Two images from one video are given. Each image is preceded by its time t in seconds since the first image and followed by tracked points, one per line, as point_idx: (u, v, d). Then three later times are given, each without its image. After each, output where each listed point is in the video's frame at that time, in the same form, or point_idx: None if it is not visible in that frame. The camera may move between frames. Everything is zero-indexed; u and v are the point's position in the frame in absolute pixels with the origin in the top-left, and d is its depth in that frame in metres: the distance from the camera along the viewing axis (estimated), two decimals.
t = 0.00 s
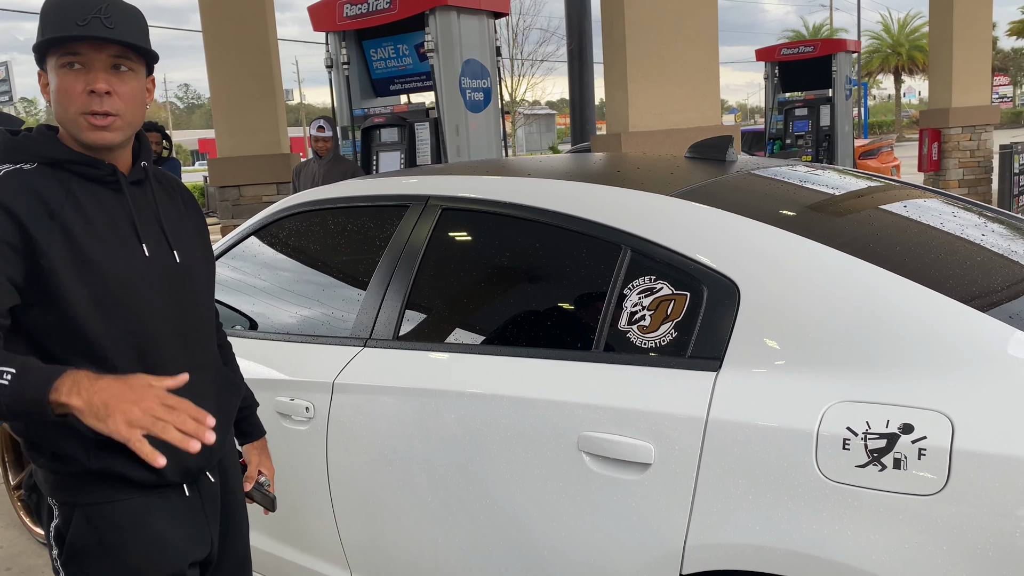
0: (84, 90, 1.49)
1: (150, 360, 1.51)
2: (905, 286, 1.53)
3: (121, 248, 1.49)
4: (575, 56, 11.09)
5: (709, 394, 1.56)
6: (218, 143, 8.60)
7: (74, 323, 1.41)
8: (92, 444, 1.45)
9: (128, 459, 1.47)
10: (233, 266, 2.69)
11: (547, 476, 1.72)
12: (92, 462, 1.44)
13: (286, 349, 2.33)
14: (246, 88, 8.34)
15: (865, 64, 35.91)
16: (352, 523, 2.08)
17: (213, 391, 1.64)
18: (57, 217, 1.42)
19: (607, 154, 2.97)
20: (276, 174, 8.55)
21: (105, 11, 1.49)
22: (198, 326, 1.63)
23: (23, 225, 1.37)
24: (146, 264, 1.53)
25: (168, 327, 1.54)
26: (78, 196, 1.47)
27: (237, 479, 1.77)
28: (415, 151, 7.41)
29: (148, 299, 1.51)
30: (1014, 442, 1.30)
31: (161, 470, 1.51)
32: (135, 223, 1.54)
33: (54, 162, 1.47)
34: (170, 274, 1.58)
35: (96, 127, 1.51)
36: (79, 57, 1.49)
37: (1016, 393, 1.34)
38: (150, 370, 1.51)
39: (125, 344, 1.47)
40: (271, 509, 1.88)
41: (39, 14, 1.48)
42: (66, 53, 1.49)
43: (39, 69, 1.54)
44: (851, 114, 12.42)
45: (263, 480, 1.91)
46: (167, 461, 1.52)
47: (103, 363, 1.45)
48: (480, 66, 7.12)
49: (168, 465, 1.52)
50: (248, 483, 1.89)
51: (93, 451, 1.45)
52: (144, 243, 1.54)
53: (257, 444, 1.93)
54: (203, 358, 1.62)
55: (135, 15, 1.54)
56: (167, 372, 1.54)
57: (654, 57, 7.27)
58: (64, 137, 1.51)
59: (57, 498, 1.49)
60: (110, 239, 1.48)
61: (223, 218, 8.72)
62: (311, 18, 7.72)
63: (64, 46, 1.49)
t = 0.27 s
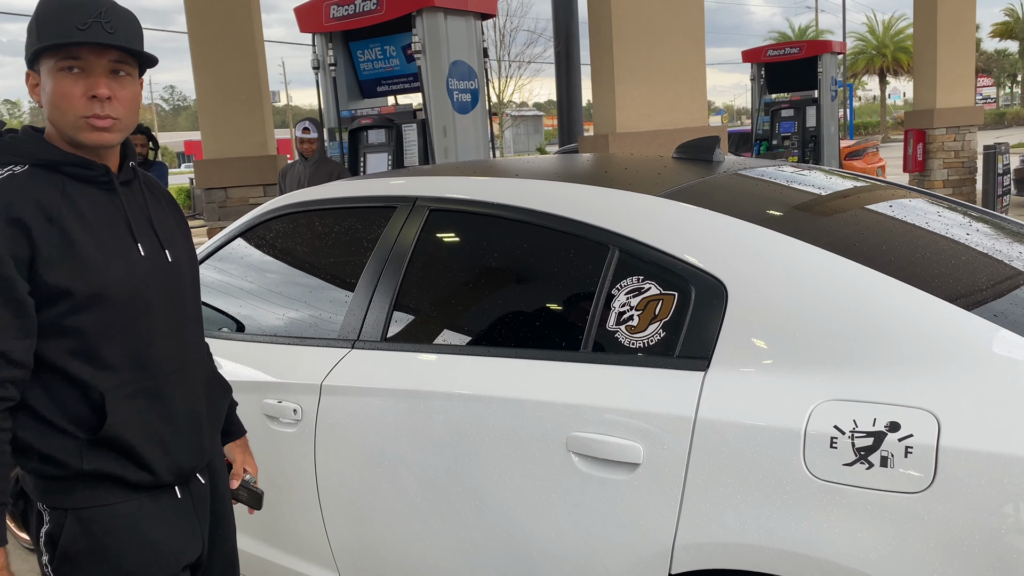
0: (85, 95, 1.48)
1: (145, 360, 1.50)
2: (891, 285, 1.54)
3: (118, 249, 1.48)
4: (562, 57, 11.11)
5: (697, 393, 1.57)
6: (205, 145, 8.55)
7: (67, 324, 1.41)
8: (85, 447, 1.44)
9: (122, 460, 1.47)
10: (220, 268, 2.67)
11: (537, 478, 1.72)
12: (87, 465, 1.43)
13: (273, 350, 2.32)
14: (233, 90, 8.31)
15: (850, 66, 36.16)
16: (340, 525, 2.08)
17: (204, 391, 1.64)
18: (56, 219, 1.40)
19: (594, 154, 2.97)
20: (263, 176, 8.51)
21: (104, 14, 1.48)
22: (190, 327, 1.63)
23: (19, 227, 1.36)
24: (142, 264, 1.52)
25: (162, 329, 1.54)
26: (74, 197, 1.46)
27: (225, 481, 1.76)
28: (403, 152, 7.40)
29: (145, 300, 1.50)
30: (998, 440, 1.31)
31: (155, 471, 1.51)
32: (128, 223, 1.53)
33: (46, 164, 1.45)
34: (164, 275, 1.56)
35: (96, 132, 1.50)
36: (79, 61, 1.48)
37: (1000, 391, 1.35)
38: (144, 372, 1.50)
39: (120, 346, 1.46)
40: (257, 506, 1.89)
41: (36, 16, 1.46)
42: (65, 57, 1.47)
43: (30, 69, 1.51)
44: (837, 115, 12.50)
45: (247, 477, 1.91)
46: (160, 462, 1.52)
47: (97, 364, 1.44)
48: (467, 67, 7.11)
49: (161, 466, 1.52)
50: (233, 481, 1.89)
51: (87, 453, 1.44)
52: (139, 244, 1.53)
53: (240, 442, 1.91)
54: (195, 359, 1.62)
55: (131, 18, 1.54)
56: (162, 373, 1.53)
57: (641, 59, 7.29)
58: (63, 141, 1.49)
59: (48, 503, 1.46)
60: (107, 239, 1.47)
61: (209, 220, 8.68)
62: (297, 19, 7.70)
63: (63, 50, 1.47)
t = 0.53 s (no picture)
0: (99, 109, 1.48)
1: (125, 363, 1.49)
2: (877, 283, 1.55)
3: (96, 250, 1.47)
4: (550, 58, 11.12)
5: (686, 392, 1.57)
6: (191, 146, 8.50)
7: (42, 327, 1.39)
8: (65, 449, 1.42)
9: (103, 463, 1.46)
10: (207, 269, 2.66)
11: (526, 478, 1.72)
12: (66, 467, 1.42)
13: (261, 351, 2.31)
14: (220, 90, 8.27)
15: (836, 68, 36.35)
16: (329, 527, 2.07)
17: (190, 394, 1.63)
18: (29, 223, 1.40)
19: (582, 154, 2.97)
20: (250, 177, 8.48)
21: (115, 28, 1.48)
22: (176, 329, 1.62)
23: None
24: (124, 266, 1.51)
25: (144, 331, 1.52)
26: (51, 199, 1.45)
27: (215, 485, 1.75)
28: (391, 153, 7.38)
29: (127, 302, 1.49)
30: (983, 437, 1.32)
31: (137, 473, 1.50)
32: (108, 225, 1.52)
33: (23, 167, 1.45)
34: (147, 277, 1.55)
35: (107, 146, 1.52)
36: (95, 77, 1.47)
37: (986, 389, 1.36)
38: (125, 374, 1.49)
39: (99, 348, 1.45)
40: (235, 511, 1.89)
41: (50, 28, 1.42)
42: (80, 72, 1.45)
43: (26, 74, 1.46)
44: (824, 116, 12.57)
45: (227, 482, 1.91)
46: (143, 465, 1.50)
47: (74, 367, 1.43)
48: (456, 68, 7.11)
49: (144, 468, 1.51)
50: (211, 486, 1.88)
51: (67, 456, 1.42)
52: (121, 246, 1.52)
53: (222, 447, 1.90)
54: (179, 361, 1.61)
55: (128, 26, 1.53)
56: (144, 375, 1.52)
57: (628, 60, 7.31)
58: (74, 154, 1.49)
59: (29, 507, 1.45)
60: (85, 241, 1.46)
61: (196, 221, 8.64)
62: (284, 20, 7.67)
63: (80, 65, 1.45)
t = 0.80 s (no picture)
0: (66, 110, 1.46)
1: (105, 363, 1.48)
2: (860, 281, 1.56)
3: (75, 249, 1.45)
4: (535, 58, 11.13)
5: (670, 389, 1.58)
6: (174, 144, 8.44)
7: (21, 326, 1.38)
8: (42, 450, 1.41)
9: (82, 463, 1.44)
10: (190, 268, 2.64)
11: (512, 475, 1.72)
12: (43, 468, 1.41)
13: (245, 350, 2.30)
14: (202, 88, 8.22)
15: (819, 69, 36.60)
16: (314, 526, 2.06)
17: (171, 392, 1.62)
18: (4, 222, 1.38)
19: (567, 153, 2.98)
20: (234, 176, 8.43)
21: (67, 21, 1.43)
22: (157, 327, 1.61)
23: None
24: (104, 264, 1.49)
25: (124, 330, 1.51)
26: (28, 197, 1.44)
27: (197, 484, 1.74)
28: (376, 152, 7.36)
29: (106, 300, 1.48)
30: (964, 432, 1.33)
31: (116, 474, 1.48)
32: (88, 223, 1.50)
33: None
34: (128, 275, 1.54)
35: (82, 144, 1.50)
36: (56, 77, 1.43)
37: (968, 385, 1.38)
38: (105, 373, 1.48)
39: (78, 348, 1.44)
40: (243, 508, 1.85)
41: None
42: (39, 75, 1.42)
43: None
44: (806, 116, 12.66)
45: (235, 477, 1.86)
46: (122, 465, 1.49)
47: (53, 367, 1.42)
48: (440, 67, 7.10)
49: (122, 468, 1.49)
50: (219, 481, 1.85)
51: (44, 456, 1.41)
52: (100, 243, 1.50)
53: (228, 441, 1.89)
54: (160, 359, 1.60)
55: (82, 14, 1.47)
56: (124, 375, 1.51)
57: (613, 60, 7.33)
58: (50, 157, 1.48)
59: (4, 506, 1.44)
60: (64, 239, 1.44)
61: (179, 220, 8.57)
62: (267, 18, 7.63)
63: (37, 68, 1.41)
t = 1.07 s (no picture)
0: (35, 105, 1.44)
1: (83, 358, 1.47)
2: (835, 276, 1.58)
3: (51, 243, 1.43)
4: (514, 56, 11.14)
5: (648, 384, 1.59)
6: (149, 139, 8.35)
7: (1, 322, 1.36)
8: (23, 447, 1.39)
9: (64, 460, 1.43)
10: (166, 264, 2.62)
11: (491, 471, 1.73)
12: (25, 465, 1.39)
13: (222, 347, 2.28)
14: (178, 83, 8.14)
15: (797, 68, 36.91)
16: (292, 523, 2.05)
17: (147, 386, 1.62)
18: None
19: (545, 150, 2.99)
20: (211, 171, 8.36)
21: (40, 15, 1.41)
22: (132, 320, 1.60)
23: None
24: (79, 258, 1.48)
25: (101, 324, 1.50)
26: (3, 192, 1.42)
27: (171, 479, 1.73)
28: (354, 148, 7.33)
29: (83, 294, 1.46)
30: (936, 425, 1.35)
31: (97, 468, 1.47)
32: (62, 217, 1.48)
33: None
34: (103, 268, 1.53)
35: (51, 140, 1.48)
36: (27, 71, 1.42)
37: (940, 379, 1.40)
38: (84, 369, 1.47)
39: (57, 345, 1.42)
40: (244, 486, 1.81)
41: None
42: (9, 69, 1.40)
43: None
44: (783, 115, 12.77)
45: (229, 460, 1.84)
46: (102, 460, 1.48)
47: (32, 363, 1.40)
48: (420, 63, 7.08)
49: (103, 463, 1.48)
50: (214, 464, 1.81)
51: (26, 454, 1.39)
52: (75, 238, 1.49)
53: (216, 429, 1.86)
54: (136, 353, 1.59)
55: (56, 9, 1.46)
56: (102, 369, 1.50)
57: (592, 57, 7.35)
58: (17, 152, 1.46)
59: None
60: (39, 234, 1.42)
61: (155, 216, 8.48)
62: (245, 13, 7.56)
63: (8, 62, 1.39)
